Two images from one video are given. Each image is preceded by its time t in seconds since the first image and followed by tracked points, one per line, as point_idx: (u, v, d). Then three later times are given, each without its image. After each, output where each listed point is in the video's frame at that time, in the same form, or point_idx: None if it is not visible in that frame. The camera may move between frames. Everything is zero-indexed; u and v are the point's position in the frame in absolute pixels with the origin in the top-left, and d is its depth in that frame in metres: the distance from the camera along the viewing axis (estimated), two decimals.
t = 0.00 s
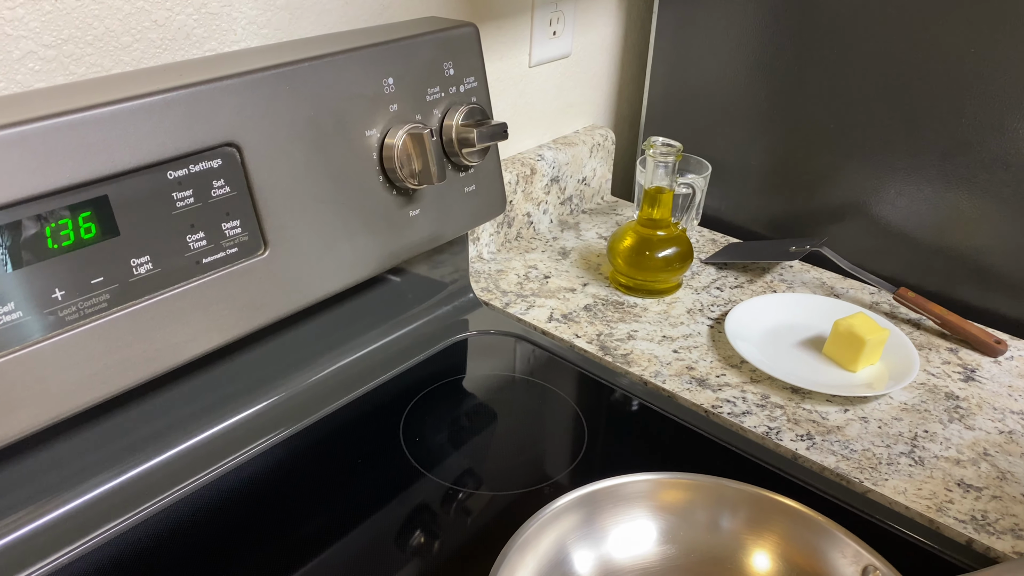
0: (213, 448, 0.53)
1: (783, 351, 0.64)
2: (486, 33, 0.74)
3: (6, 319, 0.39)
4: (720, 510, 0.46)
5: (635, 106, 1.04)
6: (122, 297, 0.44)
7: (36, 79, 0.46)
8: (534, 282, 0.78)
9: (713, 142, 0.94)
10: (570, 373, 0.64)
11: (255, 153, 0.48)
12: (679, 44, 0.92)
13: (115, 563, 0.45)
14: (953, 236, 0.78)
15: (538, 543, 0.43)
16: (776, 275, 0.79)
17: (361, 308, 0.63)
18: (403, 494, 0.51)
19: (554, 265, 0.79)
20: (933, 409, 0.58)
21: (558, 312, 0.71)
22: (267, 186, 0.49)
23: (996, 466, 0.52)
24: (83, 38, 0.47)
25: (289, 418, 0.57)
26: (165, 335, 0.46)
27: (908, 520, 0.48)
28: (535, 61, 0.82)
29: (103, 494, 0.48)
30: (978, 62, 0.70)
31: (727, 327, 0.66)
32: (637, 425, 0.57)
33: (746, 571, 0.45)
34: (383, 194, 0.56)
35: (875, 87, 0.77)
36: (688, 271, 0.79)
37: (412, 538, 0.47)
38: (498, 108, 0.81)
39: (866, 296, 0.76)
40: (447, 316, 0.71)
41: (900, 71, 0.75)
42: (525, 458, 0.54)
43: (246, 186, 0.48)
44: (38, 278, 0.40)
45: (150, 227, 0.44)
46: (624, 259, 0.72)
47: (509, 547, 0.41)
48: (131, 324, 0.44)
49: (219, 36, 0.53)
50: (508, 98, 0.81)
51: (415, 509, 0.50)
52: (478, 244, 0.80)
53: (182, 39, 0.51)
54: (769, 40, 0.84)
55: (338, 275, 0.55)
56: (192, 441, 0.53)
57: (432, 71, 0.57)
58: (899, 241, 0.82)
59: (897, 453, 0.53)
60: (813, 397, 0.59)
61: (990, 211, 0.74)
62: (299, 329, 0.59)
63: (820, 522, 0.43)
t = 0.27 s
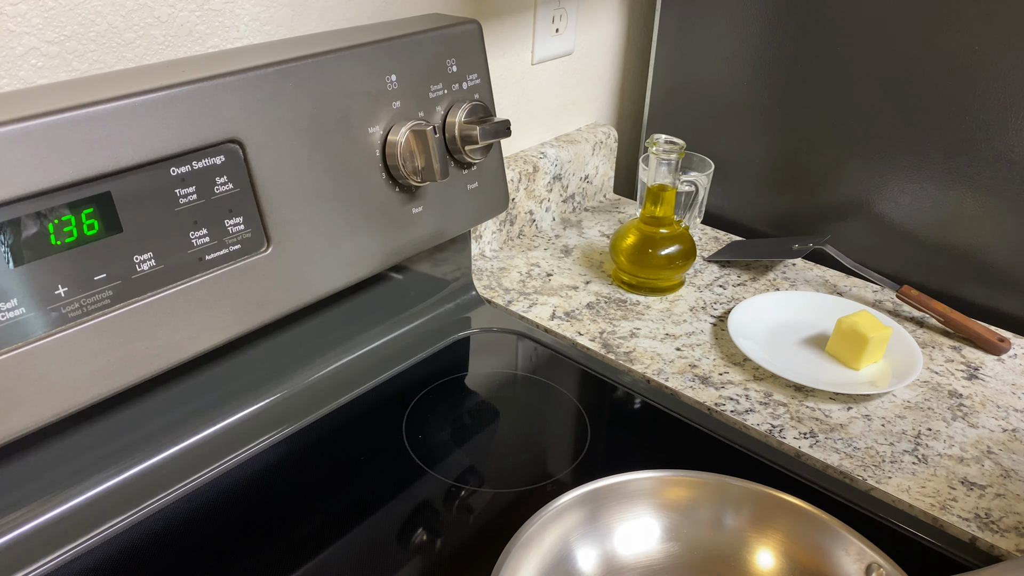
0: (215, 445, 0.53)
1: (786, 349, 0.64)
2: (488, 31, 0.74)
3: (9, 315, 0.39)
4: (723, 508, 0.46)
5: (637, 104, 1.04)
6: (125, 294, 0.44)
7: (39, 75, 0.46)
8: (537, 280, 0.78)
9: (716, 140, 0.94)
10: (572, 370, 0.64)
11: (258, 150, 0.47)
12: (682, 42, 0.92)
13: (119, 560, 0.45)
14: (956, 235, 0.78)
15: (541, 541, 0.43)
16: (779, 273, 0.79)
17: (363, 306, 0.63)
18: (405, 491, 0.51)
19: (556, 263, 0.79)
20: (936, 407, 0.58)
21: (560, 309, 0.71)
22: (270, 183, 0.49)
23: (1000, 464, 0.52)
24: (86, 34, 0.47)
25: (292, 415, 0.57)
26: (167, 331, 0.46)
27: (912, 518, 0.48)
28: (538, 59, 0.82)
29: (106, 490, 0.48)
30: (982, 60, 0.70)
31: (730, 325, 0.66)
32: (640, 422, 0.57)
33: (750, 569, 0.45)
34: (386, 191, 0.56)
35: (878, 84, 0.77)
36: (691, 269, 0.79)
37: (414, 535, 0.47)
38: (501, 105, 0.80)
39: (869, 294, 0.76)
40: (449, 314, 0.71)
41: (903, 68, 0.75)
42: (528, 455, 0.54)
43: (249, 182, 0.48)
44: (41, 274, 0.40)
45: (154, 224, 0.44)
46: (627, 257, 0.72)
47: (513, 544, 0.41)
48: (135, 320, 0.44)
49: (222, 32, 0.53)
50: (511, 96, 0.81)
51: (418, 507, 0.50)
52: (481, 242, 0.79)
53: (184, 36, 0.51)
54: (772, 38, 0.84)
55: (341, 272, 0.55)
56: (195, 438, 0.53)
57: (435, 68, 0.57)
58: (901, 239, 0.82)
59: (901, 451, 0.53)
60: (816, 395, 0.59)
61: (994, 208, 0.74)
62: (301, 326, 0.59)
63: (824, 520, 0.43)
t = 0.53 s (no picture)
0: (217, 445, 0.53)
1: (788, 349, 0.64)
2: (490, 30, 0.74)
3: (12, 316, 0.39)
4: (725, 508, 0.46)
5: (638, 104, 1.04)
6: (128, 295, 0.44)
7: (41, 75, 0.46)
8: (538, 280, 0.78)
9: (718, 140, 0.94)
10: (573, 370, 0.64)
11: (259, 150, 0.47)
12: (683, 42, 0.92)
13: (121, 560, 0.45)
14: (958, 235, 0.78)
15: (544, 541, 0.43)
16: (780, 273, 0.79)
17: (365, 306, 0.63)
18: (407, 491, 0.51)
19: (558, 263, 0.79)
20: (937, 408, 0.58)
21: (562, 309, 0.71)
22: (272, 183, 0.49)
23: (1001, 465, 0.52)
24: (88, 34, 0.47)
25: (293, 415, 0.58)
26: (169, 332, 0.46)
27: (913, 519, 0.48)
28: (539, 58, 0.82)
29: (108, 491, 0.48)
30: (984, 60, 0.70)
31: (731, 326, 0.66)
32: (641, 422, 0.57)
33: (752, 569, 0.45)
34: (388, 191, 0.56)
35: (880, 85, 0.77)
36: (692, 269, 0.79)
37: (416, 535, 0.47)
38: (502, 105, 0.80)
39: (871, 294, 0.76)
40: (451, 314, 0.71)
41: (905, 68, 0.75)
42: (529, 455, 0.54)
43: (251, 183, 0.48)
44: (44, 275, 0.40)
45: (156, 224, 0.44)
46: (628, 257, 0.72)
47: (515, 544, 0.41)
48: (137, 321, 0.44)
49: (223, 32, 0.53)
50: (512, 95, 0.81)
51: (419, 507, 0.50)
52: (482, 242, 0.79)
53: (186, 36, 0.51)
54: (773, 38, 0.83)
55: (343, 272, 0.55)
56: (196, 438, 0.53)
57: (436, 69, 0.57)
58: (903, 239, 0.82)
59: (902, 451, 0.53)
60: (818, 396, 0.59)
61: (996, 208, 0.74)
62: (303, 326, 0.59)
63: (826, 520, 0.43)
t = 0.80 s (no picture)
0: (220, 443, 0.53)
1: (791, 348, 0.64)
2: (493, 28, 0.74)
3: (15, 313, 0.39)
4: (730, 506, 0.46)
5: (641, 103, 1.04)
6: (131, 292, 0.44)
7: (45, 72, 0.46)
8: (540, 279, 0.78)
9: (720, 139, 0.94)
10: (576, 368, 0.64)
11: (263, 148, 0.47)
12: (686, 41, 0.92)
13: (124, 557, 0.45)
14: (961, 234, 0.78)
15: (548, 539, 0.43)
16: (783, 272, 0.79)
17: (368, 304, 0.63)
18: (410, 489, 0.51)
19: (560, 262, 0.79)
20: (941, 406, 0.58)
21: (565, 308, 0.71)
22: (276, 181, 0.49)
23: (1006, 463, 0.52)
24: (92, 31, 0.47)
25: (296, 413, 0.57)
26: (172, 329, 0.46)
27: (917, 517, 0.48)
28: (542, 57, 0.82)
29: (111, 488, 0.48)
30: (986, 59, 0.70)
31: (734, 324, 0.66)
32: (644, 421, 0.57)
33: (756, 567, 0.45)
34: (391, 189, 0.56)
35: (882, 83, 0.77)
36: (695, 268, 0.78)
37: (419, 533, 0.47)
38: (505, 104, 0.80)
39: (873, 293, 0.76)
40: (454, 312, 0.70)
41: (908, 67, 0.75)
42: (533, 454, 0.54)
43: (254, 180, 0.48)
44: (48, 272, 0.40)
45: (159, 221, 0.44)
46: (631, 255, 0.72)
47: (519, 542, 0.41)
48: (140, 318, 0.44)
49: (227, 30, 0.53)
50: (515, 94, 0.81)
51: (422, 505, 0.50)
52: (484, 240, 0.79)
53: (190, 33, 0.51)
54: (776, 37, 0.83)
55: (346, 270, 0.55)
56: (199, 436, 0.53)
57: (440, 66, 0.57)
58: (906, 238, 0.82)
59: (906, 450, 0.53)
60: (821, 394, 0.59)
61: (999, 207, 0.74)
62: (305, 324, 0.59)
63: (830, 519, 0.43)
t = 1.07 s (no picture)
0: (221, 445, 0.54)
1: (791, 350, 0.64)
2: (494, 31, 0.74)
3: (18, 317, 0.40)
4: (730, 510, 0.46)
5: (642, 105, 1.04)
6: (134, 295, 0.44)
7: (47, 77, 0.46)
8: (541, 281, 0.78)
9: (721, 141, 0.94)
10: (577, 371, 0.64)
11: (264, 152, 0.48)
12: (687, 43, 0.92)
13: (127, 560, 0.45)
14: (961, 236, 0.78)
15: (549, 542, 0.43)
16: (783, 274, 0.79)
17: (369, 307, 0.63)
18: (411, 491, 0.51)
19: (561, 264, 0.79)
20: (941, 409, 0.58)
21: (565, 310, 0.71)
22: (277, 184, 0.49)
23: (1005, 466, 0.52)
24: (94, 35, 0.47)
25: (298, 415, 0.58)
26: (174, 332, 0.46)
27: (917, 520, 0.48)
28: (543, 59, 0.82)
29: (114, 491, 0.48)
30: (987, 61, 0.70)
31: (735, 326, 0.66)
32: (645, 423, 0.57)
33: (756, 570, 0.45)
34: (392, 193, 0.56)
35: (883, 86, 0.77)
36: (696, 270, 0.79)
37: (420, 536, 0.47)
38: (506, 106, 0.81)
39: (874, 295, 0.76)
40: (455, 314, 0.71)
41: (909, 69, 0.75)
42: (533, 456, 0.54)
43: (256, 184, 0.48)
44: (51, 276, 0.40)
45: (162, 225, 0.44)
46: (631, 258, 0.72)
47: (520, 545, 0.41)
48: (142, 322, 0.44)
49: (229, 34, 0.53)
50: (516, 96, 0.81)
51: (423, 507, 0.50)
52: (485, 242, 0.80)
53: (192, 37, 0.51)
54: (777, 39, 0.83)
55: (347, 273, 0.55)
56: (201, 439, 0.53)
57: (441, 70, 0.57)
58: (906, 240, 0.82)
59: (906, 453, 0.53)
60: (821, 397, 0.59)
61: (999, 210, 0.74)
62: (307, 326, 0.59)
63: (830, 522, 0.43)
